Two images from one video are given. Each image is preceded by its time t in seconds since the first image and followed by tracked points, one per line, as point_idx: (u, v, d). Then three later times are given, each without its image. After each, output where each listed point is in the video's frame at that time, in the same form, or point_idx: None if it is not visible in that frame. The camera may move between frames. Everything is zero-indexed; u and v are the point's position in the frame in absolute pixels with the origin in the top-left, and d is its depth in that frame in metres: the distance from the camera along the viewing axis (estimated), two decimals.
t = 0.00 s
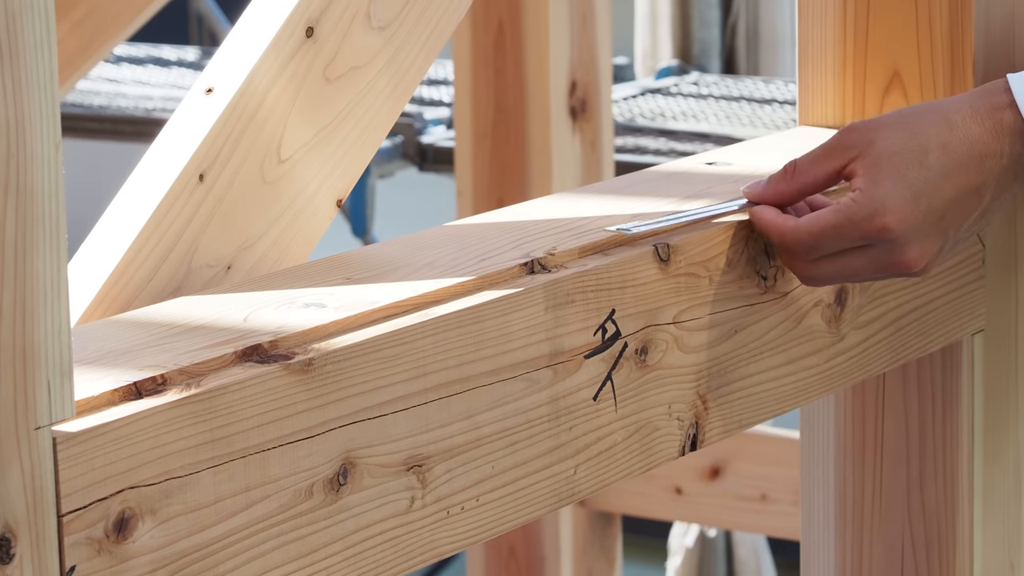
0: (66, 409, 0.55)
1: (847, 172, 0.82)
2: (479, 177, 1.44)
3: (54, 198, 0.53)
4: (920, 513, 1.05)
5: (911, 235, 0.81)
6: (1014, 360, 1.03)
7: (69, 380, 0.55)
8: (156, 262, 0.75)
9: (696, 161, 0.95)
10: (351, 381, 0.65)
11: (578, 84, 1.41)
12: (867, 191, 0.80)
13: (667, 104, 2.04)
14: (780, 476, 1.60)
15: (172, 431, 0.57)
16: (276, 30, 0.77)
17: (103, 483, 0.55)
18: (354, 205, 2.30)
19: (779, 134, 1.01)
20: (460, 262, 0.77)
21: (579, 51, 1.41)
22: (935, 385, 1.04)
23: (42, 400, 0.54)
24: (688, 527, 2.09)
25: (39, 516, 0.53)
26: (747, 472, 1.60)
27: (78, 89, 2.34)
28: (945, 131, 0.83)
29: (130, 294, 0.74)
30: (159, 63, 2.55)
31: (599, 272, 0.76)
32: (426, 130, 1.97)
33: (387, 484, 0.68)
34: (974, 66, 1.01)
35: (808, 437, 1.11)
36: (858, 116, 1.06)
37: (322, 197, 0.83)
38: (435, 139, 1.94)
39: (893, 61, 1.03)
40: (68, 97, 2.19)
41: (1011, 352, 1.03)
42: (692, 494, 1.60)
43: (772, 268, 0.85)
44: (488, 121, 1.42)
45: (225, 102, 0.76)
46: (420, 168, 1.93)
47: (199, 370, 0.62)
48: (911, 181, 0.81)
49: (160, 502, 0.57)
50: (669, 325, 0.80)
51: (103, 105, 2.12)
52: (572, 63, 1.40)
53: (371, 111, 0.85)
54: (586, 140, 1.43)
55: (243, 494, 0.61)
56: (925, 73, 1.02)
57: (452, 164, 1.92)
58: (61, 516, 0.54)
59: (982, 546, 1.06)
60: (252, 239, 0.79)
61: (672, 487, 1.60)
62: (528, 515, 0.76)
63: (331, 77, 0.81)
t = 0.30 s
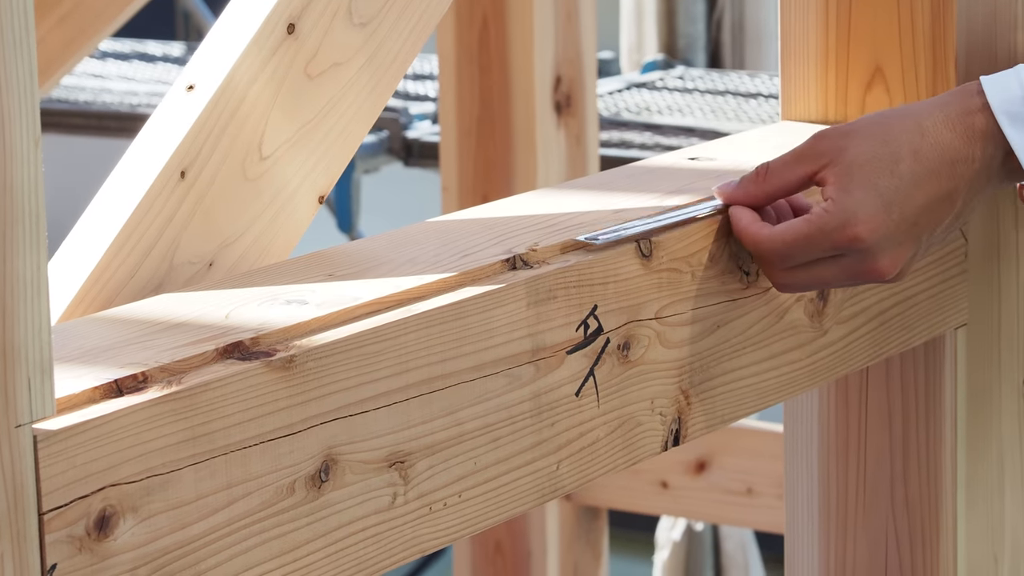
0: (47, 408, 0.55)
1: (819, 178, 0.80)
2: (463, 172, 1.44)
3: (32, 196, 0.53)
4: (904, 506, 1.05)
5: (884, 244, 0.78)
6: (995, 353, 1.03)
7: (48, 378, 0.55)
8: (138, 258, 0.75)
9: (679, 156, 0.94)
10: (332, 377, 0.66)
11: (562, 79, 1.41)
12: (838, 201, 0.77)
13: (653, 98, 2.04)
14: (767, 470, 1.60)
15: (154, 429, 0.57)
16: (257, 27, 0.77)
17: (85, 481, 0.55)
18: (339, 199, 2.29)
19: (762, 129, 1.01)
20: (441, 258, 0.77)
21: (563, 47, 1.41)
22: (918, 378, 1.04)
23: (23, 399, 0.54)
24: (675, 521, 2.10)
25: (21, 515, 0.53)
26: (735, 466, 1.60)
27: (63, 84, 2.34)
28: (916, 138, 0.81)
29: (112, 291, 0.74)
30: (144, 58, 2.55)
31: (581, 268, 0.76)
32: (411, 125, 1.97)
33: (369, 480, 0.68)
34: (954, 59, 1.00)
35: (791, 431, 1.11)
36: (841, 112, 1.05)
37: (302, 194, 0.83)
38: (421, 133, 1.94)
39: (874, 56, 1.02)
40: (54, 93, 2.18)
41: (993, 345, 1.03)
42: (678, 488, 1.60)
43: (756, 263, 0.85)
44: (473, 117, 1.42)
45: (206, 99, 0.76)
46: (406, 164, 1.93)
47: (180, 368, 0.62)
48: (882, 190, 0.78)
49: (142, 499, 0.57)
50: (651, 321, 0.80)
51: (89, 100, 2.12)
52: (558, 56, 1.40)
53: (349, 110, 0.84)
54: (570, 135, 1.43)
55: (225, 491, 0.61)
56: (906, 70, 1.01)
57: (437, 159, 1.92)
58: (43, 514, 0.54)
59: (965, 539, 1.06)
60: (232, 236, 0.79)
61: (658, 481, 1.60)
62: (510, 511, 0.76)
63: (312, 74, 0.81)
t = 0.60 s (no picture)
0: None
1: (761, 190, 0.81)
2: (417, 175, 1.49)
3: None
4: (855, 507, 1.04)
5: (823, 257, 0.79)
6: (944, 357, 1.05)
7: None
8: (84, 266, 0.74)
9: (629, 160, 0.94)
10: (280, 383, 0.65)
11: (515, 82, 1.47)
12: (778, 216, 0.78)
13: (608, 99, 2.05)
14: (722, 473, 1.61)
15: (99, 435, 0.58)
16: (206, 30, 0.77)
17: (31, 488, 0.55)
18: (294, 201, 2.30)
19: (714, 133, 1.01)
20: (389, 263, 0.77)
21: (516, 50, 1.47)
22: (867, 381, 1.02)
23: None
24: (631, 524, 2.11)
25: None
26: (688, 468, 1.61)
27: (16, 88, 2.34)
28: (856, 150, 0.81)
29: (60, 297, 0.73)
30: (98, 62, 2.55)
31: (528, 273, 0.76)
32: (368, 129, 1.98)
33: (317, 486, 0.68)
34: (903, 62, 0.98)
35: (742, 434, 1.10)
36: (790, 116, 1.03)
37: (252, 200, 0.82)
38: (376, 137, 1.96)
39: (823, 58, 1.00)
40: (7, 97, 2.18)
41: (942, 349, 1.05)
42: (632, 491, 1.62)
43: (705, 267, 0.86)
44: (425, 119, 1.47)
45: (153, 104, 0.75)
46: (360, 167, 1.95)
47: (126, 374, 0.62)
48: (822, 203, 0.79)
49: (87, 506, 0.57)
50: (599, 325, 0.80)
51: (44, 105, 2.12)
52: (511, 59, 1.46)
53: (297, 114, 0.84)
54: (523, 137, 1.48)
55: (171, 497, 0.61)
56: (856, 71, 0.99)
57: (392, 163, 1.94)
58: None
59: (915, 543, 1.05)
60: (180, 242, 0.79)
61: (613, 484, 1.62)
62: (459, 515, 0.76)
63: (260, 79, 0.81)
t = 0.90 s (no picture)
0: None
1: (699, 203, 0.83)
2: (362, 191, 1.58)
3: None
4: (796, 519, 1.05)
5: (754, 270, 0.81)
6: (885, 370, 1.06)
7: None
8: (24, 280, 0.74)
9: (571, 173, 0.95)
10: (220, 398, 0.65)
11: (460, 96, 1.55)
12: (709, 230, 0.80)
13: (553, 113, 2.13)
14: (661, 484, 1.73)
15: (38, 451, 0.58)
16: (146, 44, 0.77)
17: None
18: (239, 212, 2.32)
19: (658, 146, 1.01)
20: (330, 277, 0.77)
21: (460, 65, 1.55)
22: (809, 395, 1.03)
23: None
24: (576, 537, 2.12)
25: None
26: (629, 482, 1.73)
27: None
28: (790, 163, 0.83)
29: None
30: (43, 76, 2.56)
31: (469, 287, 0.76)
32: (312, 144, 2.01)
33: (257, 500, 0.68)
34: (844, 74, 0.98)
35: (684, 445, 1.10)
36: (732, 129, 1.03)
37: (191, 215, 0.82)
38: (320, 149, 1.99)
39: (766, 72, 1.00)
40: None
41: (883, 362, 1.05)
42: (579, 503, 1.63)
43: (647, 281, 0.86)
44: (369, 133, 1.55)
45: (92, 119, 0.75)
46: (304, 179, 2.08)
47: (65, 390, 0.62)
48: (753, 217, 0.81)
49: (26, 521, 0.57)
50: (540, 339, 0.80)
51: None
52: (455, 75, 1.54)
53: (238, 130, 0.84)
54: (467, 150, 1.57)
55: (111, 512, 0.61)
56: (796, 84, 1.00)
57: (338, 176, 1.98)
58: None
59: (858, 555, 1.05)
60: (119, 257, 0.78)
61: (558, 497, 1.75)
62: (401, 529, 0.76)
63: (201, 93, 0.81)
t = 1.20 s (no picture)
0: None
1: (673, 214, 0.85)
2: (337, 197, 1.61)
3: None
4: (770, 522, 1.05)
5: (725, 283, 0.83)
6: (859, 375, 1.07)
7: None
8: None
9: (545, 180, 0.95)
10: (193, 406, 0.65)
11: (435, 103, 1.58)
12: (680, 242, 0.82)
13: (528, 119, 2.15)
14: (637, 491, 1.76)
15: (9, 458, 0.58)
16: (118, 51, 0.77)
17: None
18: (215, 217, 2.32)
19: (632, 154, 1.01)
20: (303, 284, 0.77)
21: (434, 71, 1.58)
22: (783, 401, 1.03)
23: None
24: (553, 544, 2.12)
25: None
26: (605, 487, 1.76)
27: None
28: (762, 176, 0.85)
29: None
30: (17, 82, 2.55)
31: (442, 293, 0.76)
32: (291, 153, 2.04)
33: (230, 508, 0.68)
34: (817, 80, 1.00)
35: (659, 453, 1.10)
36: (705, 136, 1.02)
37: (163, 222, 0.82)
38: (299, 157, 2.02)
39: (740, 78, 1.00)
40: None
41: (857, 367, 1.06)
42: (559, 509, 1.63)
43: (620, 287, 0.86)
44: (344, 141, 1.58)
45: (65, 126, 0.75)
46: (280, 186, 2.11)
47: (37, 398, 0.62)
48: (725, 230, 0.83)
49: None
50: (513, 346, 0.80)
51: None
52: (429, 82, 1.57)
53: (211, 138, 0.84)
54: (443, 156, 1.60)
55: (83, 520, 0.61)
56: (770, 93, 1.00)
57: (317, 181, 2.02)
58: None
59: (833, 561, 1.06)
60: (92, 263, 0.78)
61: (534, 504, 1.79)
62: (374, 537, 0.76)
63: (173, 100, 0.81)
